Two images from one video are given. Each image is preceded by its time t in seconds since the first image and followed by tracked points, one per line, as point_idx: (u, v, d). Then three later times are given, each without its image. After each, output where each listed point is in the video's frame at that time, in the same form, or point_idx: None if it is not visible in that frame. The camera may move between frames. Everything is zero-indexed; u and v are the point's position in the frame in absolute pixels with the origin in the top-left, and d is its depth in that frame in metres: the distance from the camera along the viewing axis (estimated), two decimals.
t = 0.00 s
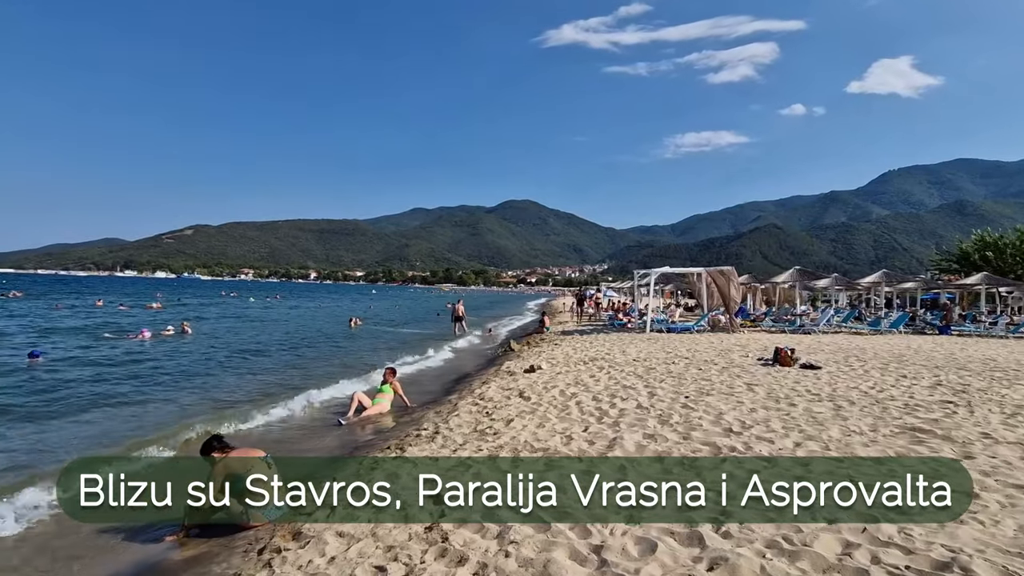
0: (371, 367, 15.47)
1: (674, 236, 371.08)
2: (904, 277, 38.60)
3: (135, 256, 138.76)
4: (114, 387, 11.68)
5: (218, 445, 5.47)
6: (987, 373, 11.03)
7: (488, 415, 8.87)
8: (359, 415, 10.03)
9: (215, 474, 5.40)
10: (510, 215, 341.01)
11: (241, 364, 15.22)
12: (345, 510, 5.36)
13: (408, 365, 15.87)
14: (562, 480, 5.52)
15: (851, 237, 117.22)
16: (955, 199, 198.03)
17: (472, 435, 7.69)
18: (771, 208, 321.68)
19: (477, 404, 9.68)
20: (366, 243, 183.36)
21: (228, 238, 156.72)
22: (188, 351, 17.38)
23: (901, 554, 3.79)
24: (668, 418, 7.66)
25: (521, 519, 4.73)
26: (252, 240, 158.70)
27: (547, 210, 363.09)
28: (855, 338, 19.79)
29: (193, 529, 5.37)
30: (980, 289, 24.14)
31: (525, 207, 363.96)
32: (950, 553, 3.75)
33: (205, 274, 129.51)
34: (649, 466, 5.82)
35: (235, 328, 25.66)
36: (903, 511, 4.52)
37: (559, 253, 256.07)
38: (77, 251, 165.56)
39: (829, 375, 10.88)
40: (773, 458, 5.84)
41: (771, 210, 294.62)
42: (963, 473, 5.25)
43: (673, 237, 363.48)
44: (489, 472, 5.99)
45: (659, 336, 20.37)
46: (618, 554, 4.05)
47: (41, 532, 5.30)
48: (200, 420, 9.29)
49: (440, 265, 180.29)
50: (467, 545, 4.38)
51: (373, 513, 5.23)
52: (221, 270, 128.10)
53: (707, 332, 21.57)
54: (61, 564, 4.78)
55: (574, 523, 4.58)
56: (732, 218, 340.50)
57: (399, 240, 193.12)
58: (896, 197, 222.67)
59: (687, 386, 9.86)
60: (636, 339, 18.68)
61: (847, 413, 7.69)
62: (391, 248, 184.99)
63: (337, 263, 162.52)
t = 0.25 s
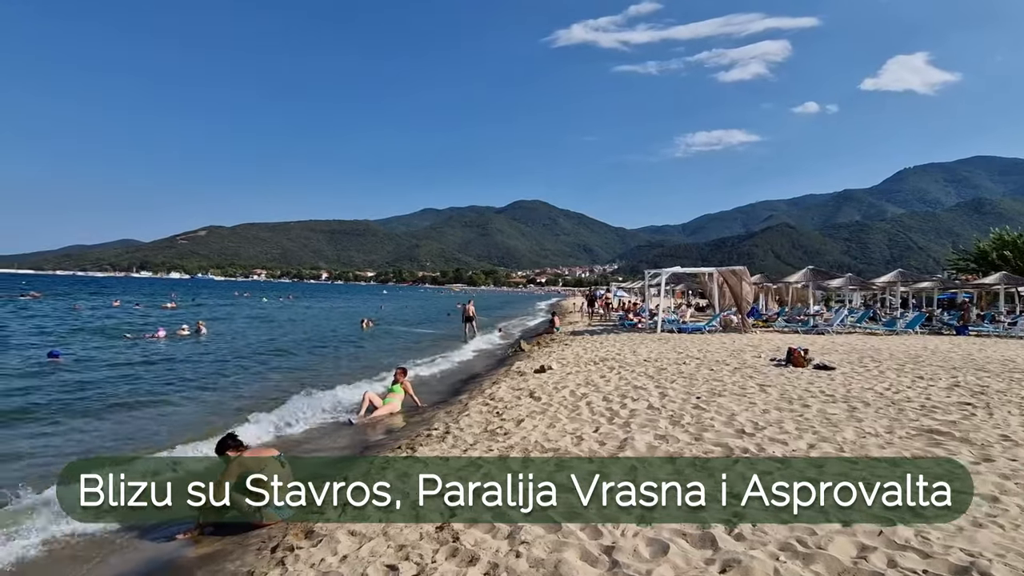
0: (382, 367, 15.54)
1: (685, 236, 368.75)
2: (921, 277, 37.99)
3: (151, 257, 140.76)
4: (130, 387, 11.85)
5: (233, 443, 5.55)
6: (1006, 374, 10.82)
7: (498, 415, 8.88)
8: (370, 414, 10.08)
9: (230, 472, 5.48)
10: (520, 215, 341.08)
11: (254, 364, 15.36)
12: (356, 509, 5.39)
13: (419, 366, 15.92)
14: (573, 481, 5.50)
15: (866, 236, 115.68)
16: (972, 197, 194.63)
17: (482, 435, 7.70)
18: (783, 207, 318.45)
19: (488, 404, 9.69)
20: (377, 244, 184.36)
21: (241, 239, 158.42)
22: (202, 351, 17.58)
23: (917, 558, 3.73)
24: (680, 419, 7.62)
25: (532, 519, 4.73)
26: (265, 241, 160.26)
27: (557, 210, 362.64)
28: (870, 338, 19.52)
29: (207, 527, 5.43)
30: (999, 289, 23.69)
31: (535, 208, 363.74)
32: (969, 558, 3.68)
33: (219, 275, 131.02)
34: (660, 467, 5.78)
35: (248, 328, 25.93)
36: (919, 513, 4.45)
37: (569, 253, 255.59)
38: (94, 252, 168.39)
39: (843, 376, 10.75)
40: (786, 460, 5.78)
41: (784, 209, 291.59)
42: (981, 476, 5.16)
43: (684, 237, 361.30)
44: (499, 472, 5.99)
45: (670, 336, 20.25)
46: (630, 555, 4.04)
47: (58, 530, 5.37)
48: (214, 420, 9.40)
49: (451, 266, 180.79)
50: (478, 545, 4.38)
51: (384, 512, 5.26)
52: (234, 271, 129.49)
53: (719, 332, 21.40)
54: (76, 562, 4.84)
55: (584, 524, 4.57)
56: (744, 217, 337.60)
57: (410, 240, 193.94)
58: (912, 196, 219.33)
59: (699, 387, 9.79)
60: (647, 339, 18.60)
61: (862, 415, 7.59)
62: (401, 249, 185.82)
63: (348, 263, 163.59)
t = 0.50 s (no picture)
0: (393, 367, 15.62)
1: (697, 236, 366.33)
2: (939, 276, 37.36)
3: (166, 259, 142.84)
4: (146, 387, 12.02)
5: (247, 443, 5.62)
6: None
7: (509, 415, 8.88)
8: (382, 415, 10.13)
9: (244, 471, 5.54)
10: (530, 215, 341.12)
11: (267, 365, 15.50)
12: (369, 509, 5.43)
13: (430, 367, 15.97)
14: (585, 482, 5.49)
15: (881, 236, 114.09)
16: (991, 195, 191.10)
17: (493, 436, 7.71)
18: (796, 207, 315.06)
19: (499, 405, 9.69)
20: (388, 245, 185.40)
21: (255, 240, 160.17)
22: (217, 352, 17.78)
23: (938, 563, 3.67)
24: (692, 420, 7.56)
25: (544, 520, 4.72)
26: (278, 242, 161.89)
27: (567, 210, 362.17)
28: (886, 339, 19.24)
29: (222, 526, 5.50)
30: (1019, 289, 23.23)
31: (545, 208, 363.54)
32: (990, 563, 3.62)
33: (233, 276, 132.60)
34: (673, 470, 5.75)
35: (262, 329, 26.19)
36: (938, 518, 4.38)
37: (579, 253, 255.07)
38: (112, 254, 171.38)
39: (859, 378, 10.60)
40: (801, 462, 5.71)
41: (797, 208, 288.30)
42: (1003, 480, 5.05)
43: (696, 237, 358.86)
44: (511, 473, 5.99)
45: (682, 337, 20.12)
46: (643, 558, 4.02)
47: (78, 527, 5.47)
48: (228, 420, 9.51)
49: (461, 266, 181.21)
50: (490, 545, 4.39)
51: (396, 512, 5.29)
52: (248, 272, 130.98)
53: (732, 333, 21.23)
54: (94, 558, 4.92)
55: (597, 526, 4.55)
56: (756, 217, 334.52)
57: (421, 241, 194.78)
58: (929, 194, 215.89)
59: (712, 388, 9.71)
60: (659, 340, 18.48)
61: (879, 417, 7.48)
62: (412, 250, 186.63)
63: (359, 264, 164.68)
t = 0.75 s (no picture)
0: (404, 368, 15.67)
1: (707, 236, 364.10)
2: (955, 276, 36.77)
3: (180, 261, 144.69)
4: (159, 388, 12.14)
5: (260, 442, 5.67)
6: None
7: (520, 416, 8.87)
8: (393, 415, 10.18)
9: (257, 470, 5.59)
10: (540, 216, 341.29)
11: (279, 365, 15.62)
12: (381, 509, 5.46)
13: (441, 367, 15.99)
14: (595, 484, 5.46)
15: (895, 235, 112.64)
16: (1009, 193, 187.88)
17: (504, 436, 7.72)
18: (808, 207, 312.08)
19: (509, 406, 9.69)
20: (398, 246, 186.27)
21: (267, 242, 161.72)
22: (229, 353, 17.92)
23: (956, 568, 3.61)
24: (704, 422, 7.51)
25: (555, 522, 4.71)
26: (289, 244, 163.32)
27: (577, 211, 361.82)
28: (901, 340, 18.98)
29: (236, 525, 5.56)
30: None
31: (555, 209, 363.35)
32: (1010, 569, 3.56)
33: (246, 278, 133.95)
34: (686, 471, 5.71)
35: (273, 330, 26.39)
36: (956, 521, 4.30)
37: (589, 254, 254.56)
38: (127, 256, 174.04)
39: (873, 379, 10.46)
40: (815, 465, 5.65)
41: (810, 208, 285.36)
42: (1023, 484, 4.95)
43: (706, 237, 356.69)
44: (522, 474, 5.99)
45: (692, 338, 20.01)
46: (654, 560, 4.00)
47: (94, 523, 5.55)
48: (241, 420, 9.60)
49: (471, 267, 181.62)
50: (501, 546, 4.39)
51: (408, 511, 5.31)
52: (260, 274, 132.42)
53: (743, 334, 21.06)
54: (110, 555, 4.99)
55: (608, 527, 4.54)
56: (768, 216, 331.59)
57: (430, 242, 195.50)
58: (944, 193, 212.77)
59: (723, 390, 9.63)
60: (670, 340, 18.40)
61: (894, 419, 7.37)
62: (422, 251, 187.39)
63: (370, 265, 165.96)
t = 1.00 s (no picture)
0: (413, 368, 15.71)
1: (716, 236, 361.90)
2: (970, 276, 36.22)
3: (191, 262, 146.05)
4: (171, 388, 12.26)
5: (272, 442, 5.72)
6: None
7: (529, 416, 8.87)
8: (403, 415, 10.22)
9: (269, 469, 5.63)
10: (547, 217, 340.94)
11: (289, 366, 15.71)
12: (391, 508, 5.48)
13: (449, 368, 16.01)
14: (606, 485, 5.45)
15: (908, 235, 111.26)
16: None
17: (513, 437, 7.72)
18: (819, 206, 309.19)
19: (518, 406, 9.70)
20: (406, 247, 186.86)
21: (276, 243, 162.88)
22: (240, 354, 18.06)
23: (973, 572, 3.56)
24: (714, 422, 7.47)
25: (565, 522, 4.70)
26: (298, 245, 164.38)
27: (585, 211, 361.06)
28: (915, 340, 18.74)
29: (249, 525, 5.60)
30: None
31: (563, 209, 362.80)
32: None
33: (256, 278, 134.92)
34: (696, 472, 5.69)
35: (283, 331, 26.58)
36: (972, 524, 4.24)
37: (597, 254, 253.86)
38: (140, 258, 176.16)
39: (886, 380, 10.34)
40: (827, 466, 5.61)
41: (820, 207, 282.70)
42: None
43: (715, 237, 354.48)
44: (531, 475, 5.99)
45: (702, 338, 19.88)
46: (665, 561, 3.98)
47: (108, 523, 5.62)
48: (252, 421, 9.68)
49: (479, 267, 181.83)
50: (511, 546, 4.39)
51: (418, 511, 5.32)
52: (270, 275, 133.39)
53: (753, 334, 20.90)
54: (123, 553, 5.06)
55: (618, 528, 4.53)
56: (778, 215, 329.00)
57: (438, 243, 195.93)
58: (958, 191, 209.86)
59: (734, 390, 9.57)
60: (679, 341, 18.31)
61: (908, 420, 7.28)
62: (430, 252, 187.88)
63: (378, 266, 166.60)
